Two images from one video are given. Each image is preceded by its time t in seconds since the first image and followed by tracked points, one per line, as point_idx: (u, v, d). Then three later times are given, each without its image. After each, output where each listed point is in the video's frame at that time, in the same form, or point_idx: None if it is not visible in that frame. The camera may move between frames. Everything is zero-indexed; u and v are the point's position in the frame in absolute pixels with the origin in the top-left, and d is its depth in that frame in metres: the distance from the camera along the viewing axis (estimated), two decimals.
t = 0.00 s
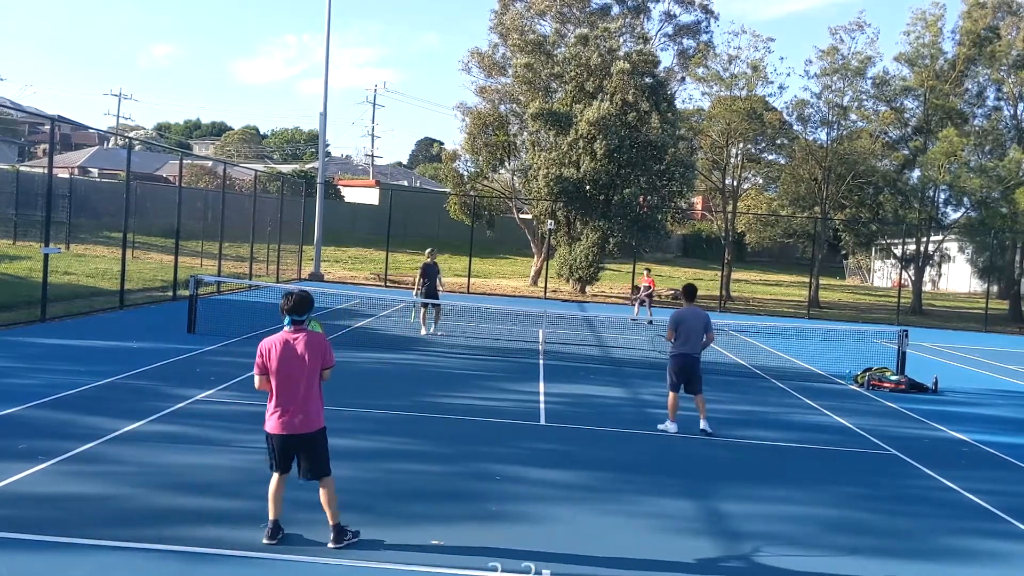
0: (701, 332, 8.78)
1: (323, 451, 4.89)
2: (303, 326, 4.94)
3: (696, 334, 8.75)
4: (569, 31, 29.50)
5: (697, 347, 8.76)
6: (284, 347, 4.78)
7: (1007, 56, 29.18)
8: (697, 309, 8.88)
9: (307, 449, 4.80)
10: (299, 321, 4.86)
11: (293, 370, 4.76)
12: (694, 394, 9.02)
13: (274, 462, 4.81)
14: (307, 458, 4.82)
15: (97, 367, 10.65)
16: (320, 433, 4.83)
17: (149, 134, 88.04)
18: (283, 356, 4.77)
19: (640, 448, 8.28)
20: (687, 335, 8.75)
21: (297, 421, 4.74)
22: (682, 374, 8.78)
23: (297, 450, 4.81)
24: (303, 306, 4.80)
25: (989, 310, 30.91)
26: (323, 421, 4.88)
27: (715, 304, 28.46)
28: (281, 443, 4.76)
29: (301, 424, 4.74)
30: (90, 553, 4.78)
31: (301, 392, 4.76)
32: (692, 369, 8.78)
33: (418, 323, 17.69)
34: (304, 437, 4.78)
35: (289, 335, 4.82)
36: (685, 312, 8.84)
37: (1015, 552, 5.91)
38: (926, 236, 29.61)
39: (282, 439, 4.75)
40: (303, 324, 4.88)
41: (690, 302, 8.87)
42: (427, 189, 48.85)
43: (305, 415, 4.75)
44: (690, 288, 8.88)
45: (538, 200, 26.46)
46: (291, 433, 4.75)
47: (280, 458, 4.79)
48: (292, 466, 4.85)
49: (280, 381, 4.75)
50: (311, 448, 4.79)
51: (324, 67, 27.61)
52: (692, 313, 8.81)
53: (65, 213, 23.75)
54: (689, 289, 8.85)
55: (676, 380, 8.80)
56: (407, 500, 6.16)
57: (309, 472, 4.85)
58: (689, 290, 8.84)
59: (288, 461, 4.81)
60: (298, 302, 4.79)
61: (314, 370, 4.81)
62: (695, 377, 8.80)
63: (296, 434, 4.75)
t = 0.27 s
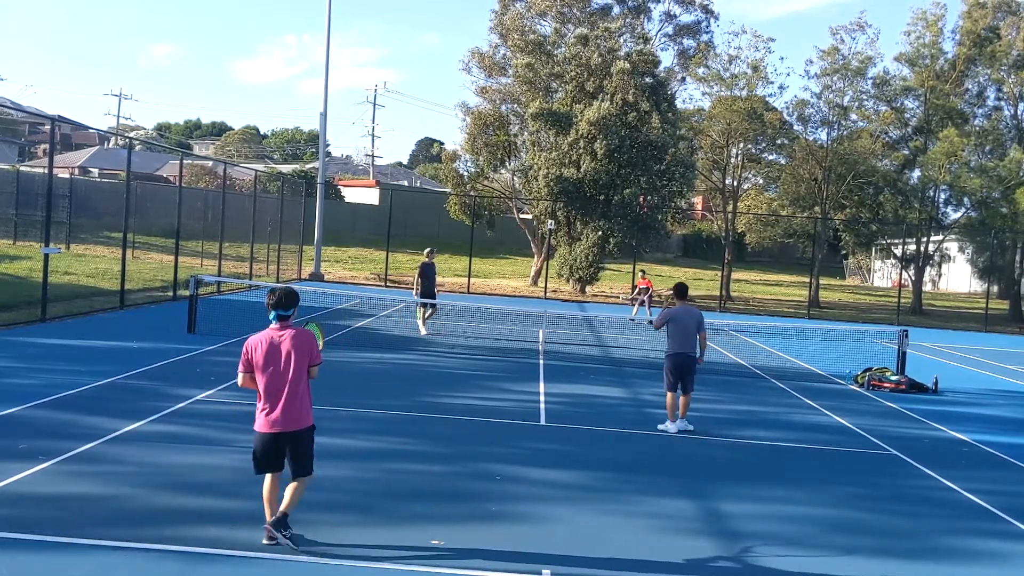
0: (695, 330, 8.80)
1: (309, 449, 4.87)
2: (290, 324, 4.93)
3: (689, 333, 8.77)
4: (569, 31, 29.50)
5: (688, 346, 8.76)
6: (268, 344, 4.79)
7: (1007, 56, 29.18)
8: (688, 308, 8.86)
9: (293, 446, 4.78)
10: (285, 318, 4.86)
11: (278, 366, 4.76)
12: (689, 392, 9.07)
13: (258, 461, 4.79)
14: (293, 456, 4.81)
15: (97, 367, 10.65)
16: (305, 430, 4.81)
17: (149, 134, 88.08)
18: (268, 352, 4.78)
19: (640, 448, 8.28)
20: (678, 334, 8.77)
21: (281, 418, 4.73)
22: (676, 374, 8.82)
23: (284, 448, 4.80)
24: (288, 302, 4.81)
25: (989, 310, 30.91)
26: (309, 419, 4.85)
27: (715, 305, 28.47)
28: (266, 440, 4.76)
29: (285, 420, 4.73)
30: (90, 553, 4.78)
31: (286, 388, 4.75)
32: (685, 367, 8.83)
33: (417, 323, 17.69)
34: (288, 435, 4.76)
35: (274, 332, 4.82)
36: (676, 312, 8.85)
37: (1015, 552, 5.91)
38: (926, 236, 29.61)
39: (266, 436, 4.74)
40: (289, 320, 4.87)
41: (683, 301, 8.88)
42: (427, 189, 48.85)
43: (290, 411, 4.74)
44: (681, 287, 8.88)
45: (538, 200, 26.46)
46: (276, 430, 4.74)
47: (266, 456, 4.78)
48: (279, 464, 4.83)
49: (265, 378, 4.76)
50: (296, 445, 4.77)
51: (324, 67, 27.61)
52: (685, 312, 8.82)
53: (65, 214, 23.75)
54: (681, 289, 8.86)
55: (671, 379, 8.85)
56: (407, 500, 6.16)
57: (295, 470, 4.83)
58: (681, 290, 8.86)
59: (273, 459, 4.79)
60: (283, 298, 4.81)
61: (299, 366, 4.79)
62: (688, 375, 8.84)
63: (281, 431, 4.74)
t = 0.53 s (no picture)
0: (691, 330, 8.82)
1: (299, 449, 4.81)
2: (281, 324, 4.93)
3: (685, 332, 8.79)
4: (569, 31, 29.49)
5: (685, 346, 8.78)
6: (257, 343, 4.81)
7: (1006, 56, 29.17)
8: (685, 307, 8.90)
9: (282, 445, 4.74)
10: (274, 317, 4.86)
11: (265, 365, 4.76)
12: (688, 393, 9.05)
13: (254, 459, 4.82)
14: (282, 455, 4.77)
15: (97, 366, 10.65)
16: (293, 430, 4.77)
17: (149, 134, 88.10)
18: (257, 352, 4.79)
19: (639, 448, 8.28)
20: (674, 333, 8.79)
21: (268, 417, 4.71)
22: (673, 373, 8.83)
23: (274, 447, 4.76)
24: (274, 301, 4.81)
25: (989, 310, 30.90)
26: (299, 418, 4.80)
27: (715, 304, 28.47)
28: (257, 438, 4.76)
29: (271, 419, 4.71)
30: (90, 553, 4.79)
31: (271, 387, 4.73)
32: (682, 367, 8.82)
33: (417, 323, 17.69)
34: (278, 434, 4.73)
35: (263, 332, 4.84)
36: (672, 312, 8.89)
37: (1015, 552, 5.91)
38: (926, 236, 29.61)
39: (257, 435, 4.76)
40: (278, 319, 4.86)
41: (679, 300, 8.90)
42: (426, 189, 48.84)
43: (276, 410, 4.71)
44: (678, 286, 8.89)
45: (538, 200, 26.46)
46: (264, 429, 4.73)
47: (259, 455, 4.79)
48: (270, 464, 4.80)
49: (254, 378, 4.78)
50: (284, 445, 4.74)
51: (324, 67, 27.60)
52: (681, 312, 8.86)
53: (65, 214, 23.76)
54: (678, 288, 8.87)
55: (668, 379, 8.85)
56: (406, 500, 6.16)
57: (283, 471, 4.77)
58: (678, 289, 8.87)
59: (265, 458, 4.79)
60: (270, 297, 4.82)
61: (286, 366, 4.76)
62: (685, 376, 8.82)
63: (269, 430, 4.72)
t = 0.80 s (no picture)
0: (689, 329, 8.83)
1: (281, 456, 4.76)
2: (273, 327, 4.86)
3: (683, 332, 8.79)
4: (569, 31, 29.48)
5: (683, 345, 8.78)
6: (244, 346, 4.78)
7: (1007, 56, 29.16)
8: (683, 307, 8.91)
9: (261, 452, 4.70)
10: (264, 321, 4.79)
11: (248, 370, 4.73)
12: (687, 393, 9.04)
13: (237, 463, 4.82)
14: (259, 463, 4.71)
15: (97, 366, 10.65)
16: (275, 437, 4.71)
17: (149, 134, 88.11)
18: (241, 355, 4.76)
19: (640, 448, 8.28)
20: (672, 333, 8.80)
21: (248, 423, 4.68)
22: (673, 373, 8.82)
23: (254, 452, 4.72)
24: (261, 304, 4.72)
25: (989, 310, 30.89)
26: (283, 427, 4.76)
27: (715, 304, 28.47)
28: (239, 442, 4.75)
29: (251, 426, 4.67)
30: (90, 553, 4.78)
31: (254, 393, 4.68)
32: (681, 367, 8.81)
33: (417, 323, 17.68)
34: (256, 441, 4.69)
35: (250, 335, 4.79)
36: (671, 311, 8.90)
37: (1016, 552, 5.91)
38: (926, 236, 29.60)
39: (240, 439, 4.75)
40: (269, 323, 4.79)
41: (678, 300, 8.89)
42: (427, 189, 48.84)
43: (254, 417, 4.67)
44: (678, 286, 8.88)
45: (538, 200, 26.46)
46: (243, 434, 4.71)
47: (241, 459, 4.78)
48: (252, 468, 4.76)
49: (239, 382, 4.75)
50: (262, 452, 4.69)
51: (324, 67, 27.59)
52: (679, 312, 8.87)
53: (65, 213, 23.79)
54: (677, 287, 8.86)
55: (666, 379, 8.85)
56: (406, 500, 6.16)
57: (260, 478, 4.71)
58: (677, 289, 8.86)
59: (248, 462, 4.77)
60: (260, 300, 4.73)
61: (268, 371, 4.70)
62: (684, 376, 8.82)
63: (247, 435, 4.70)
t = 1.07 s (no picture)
0: (688, 329, 8.83)
1: (257, 461, 4.73)
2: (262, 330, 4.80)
3: (683, 332, 8.79)
4: (569, 31, 29.48)
5: (683, 345, 8.77)
6: (228, 347, 4.75)
7: (1006, 56, 29.14)
8: (682, 307, 8.91)
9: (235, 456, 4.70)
10: (252, 324, 4.74)
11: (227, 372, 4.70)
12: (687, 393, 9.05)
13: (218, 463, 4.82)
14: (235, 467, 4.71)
15: (97, 367, 10.64)
16: (250, 443, 4.69)
17: (149, 134, 88.11)
18: (224, 355, 4.73)
19: (639, 448, 8.28)
20: (671, 333, 8.80)
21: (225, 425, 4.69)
22: (672, 373, 8.82)
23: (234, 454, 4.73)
24: (247, 306, 4.68)
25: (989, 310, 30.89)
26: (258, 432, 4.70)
27: (715, 304, 28.47)
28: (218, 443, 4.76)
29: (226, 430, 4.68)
30: (90, 553, 4.78)
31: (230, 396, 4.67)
32: (681, 367, 8.81)
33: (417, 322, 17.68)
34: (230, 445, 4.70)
35: (235, 336, 4.76)
36: (670, 311, 8.90)
37: (1016, 552, 5.91)
38: (926, 236, 29.60)
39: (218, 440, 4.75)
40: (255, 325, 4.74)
41: (678, 300, 8.89)
42: (427, 189, 48.85)
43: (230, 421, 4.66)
44: (677, 286, 8.87)
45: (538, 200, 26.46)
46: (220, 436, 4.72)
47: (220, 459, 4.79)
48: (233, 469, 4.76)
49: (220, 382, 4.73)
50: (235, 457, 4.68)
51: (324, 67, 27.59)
52: (678, 312, 8.87)
53: (65, 214, 23.89)
54: (677, 287, 8.86)
55: (666, 379, 8.85)
56: (406, 500, 6.16)
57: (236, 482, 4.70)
58: (677, 289, 8.85)
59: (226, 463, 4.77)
60: (248, 302, 4.69)
61: (248, 375, 4.66)
62: (683, 375, 8.82)
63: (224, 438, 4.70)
